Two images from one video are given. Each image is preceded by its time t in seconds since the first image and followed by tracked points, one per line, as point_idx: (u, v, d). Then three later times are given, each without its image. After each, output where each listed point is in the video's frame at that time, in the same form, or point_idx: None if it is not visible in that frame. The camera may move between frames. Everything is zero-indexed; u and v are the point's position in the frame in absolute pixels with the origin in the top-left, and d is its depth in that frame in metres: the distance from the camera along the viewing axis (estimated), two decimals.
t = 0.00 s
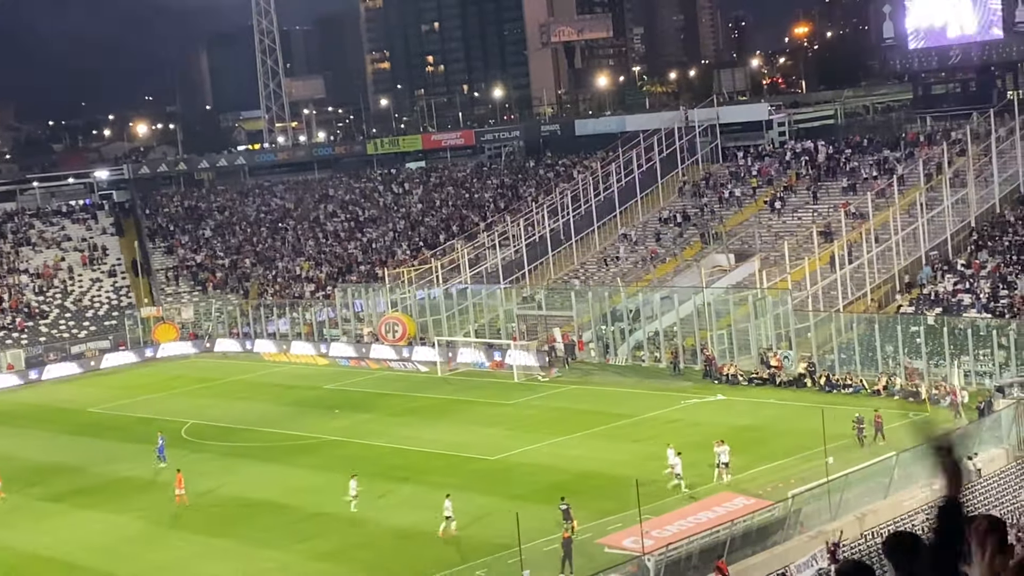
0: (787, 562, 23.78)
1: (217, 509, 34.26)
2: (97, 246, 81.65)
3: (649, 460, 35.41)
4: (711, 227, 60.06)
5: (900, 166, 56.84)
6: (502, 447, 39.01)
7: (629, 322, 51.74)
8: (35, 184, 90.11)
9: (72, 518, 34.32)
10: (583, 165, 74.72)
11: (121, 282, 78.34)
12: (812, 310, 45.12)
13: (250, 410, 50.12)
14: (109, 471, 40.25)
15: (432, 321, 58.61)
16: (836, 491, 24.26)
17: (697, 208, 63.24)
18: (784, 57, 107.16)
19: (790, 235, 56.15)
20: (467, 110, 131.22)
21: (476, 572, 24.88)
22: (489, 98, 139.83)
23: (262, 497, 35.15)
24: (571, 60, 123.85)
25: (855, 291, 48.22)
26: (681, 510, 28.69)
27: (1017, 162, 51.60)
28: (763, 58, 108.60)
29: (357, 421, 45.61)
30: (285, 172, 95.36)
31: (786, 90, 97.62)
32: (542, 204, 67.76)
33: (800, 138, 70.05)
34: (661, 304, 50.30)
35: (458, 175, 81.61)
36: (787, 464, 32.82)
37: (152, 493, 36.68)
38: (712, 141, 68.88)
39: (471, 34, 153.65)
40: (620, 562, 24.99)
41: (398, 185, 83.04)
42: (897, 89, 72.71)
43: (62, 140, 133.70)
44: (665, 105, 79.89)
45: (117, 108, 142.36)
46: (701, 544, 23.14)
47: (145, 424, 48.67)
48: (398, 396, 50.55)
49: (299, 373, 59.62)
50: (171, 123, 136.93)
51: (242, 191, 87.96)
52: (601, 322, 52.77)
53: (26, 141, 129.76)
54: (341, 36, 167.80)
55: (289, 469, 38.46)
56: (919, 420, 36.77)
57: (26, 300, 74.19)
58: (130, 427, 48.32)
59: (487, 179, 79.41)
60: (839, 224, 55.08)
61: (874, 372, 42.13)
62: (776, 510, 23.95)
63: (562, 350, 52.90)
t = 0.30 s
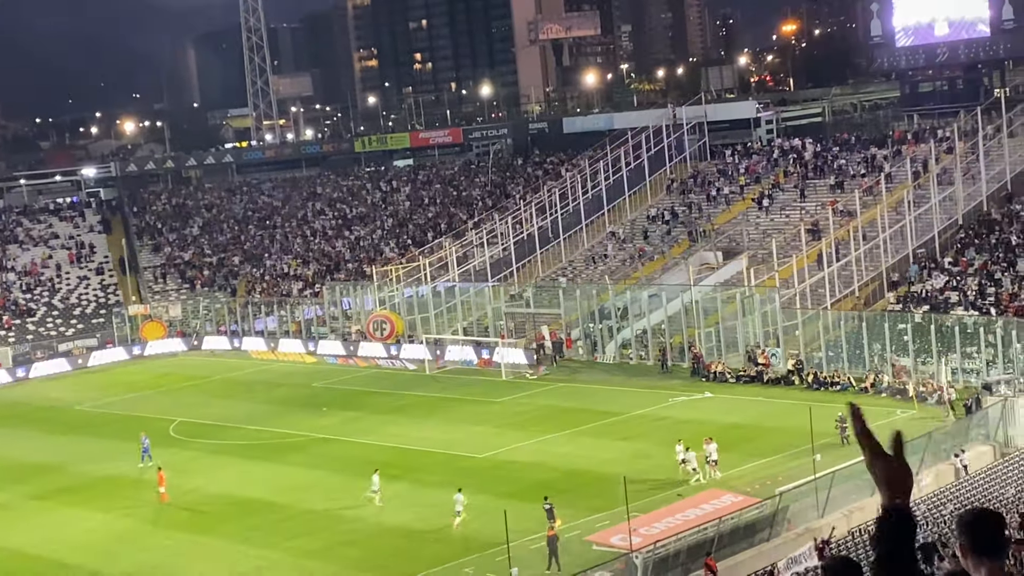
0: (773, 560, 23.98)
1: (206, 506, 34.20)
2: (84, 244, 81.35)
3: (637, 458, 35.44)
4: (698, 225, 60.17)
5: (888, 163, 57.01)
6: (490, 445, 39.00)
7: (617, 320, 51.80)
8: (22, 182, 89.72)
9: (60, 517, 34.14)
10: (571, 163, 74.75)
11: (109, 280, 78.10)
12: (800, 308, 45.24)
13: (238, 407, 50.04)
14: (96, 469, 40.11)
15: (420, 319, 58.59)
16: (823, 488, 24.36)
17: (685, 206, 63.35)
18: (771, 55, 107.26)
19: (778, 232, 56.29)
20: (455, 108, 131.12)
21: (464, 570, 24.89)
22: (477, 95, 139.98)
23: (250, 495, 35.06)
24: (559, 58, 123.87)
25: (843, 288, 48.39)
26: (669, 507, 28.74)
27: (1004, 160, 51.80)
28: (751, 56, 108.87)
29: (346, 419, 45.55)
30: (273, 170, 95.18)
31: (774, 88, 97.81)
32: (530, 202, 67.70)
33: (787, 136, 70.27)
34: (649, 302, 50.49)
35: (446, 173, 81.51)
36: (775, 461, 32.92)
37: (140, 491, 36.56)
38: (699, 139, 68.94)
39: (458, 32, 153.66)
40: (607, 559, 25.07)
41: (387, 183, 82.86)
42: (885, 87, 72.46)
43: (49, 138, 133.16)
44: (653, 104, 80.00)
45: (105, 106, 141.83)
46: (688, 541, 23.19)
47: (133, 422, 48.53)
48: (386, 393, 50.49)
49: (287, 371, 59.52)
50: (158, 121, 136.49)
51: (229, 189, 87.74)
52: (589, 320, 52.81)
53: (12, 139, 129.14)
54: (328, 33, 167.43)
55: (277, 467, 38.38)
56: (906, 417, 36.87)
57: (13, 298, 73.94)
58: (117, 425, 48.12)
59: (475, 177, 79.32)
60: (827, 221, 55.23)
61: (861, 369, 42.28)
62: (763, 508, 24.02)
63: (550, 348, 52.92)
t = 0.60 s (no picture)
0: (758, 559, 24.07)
1: (190, 507, 34.07)
2: (68, 244, 81.02)
3: (622, 458, 35.45)
4: (683, 225, 60.29)
5: (871, 164, 57.27)
6: (475, 445, 38.96)
7: (602, 320, 51.81)
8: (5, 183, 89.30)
9: (43, 518, 33.97)
10: (556, 164, 74.82)
11: (92, 280, 77.78)
12: (784, 308, 45.30)
13: (223, 408, 49.89)
14: (80, 470, 39.93)
15: (405, 320, 58.58)
16: (808, 488, 24.41)
17: (670, 206, 63.47)
18: (755, 56, 107.59)
19: (762, 232, 56.50)
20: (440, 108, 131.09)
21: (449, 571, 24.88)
22: (462, 96, 140.01)
23: (235, 496, 34.95)
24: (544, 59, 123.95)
25: (827, 289, 48.62)
26: (654, 508, 28.81)
27: (986, 161, 52.08)
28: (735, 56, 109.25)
29: (331, 419, 45.47)
30: (258, 171, 94.98)
31: (758, 88, 98.08)
32: (515, 203, 67.64)
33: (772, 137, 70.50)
34: (634, 302, 50.49)
35: (431, 173, 81.39)
36: (759, 461, 33.01)
37: (123, 492, 36.40)
38: (684, 140, 69.03)
39: (443, 34, 153.89)
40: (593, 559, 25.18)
41: (372, 183, 82.69)
42: (869, 88, 72.28)
43: (32, 138, 132.59)
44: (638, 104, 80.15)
45: (89, 106, 141.26)
46: (674, 542, 23.31)
47: (117, 423, 48.32)
48: (371, 394, 50.40)
49: (271, 371, 59.41)
50: (142, 121, 136.02)
51: (213, 189, 87.47)
52: (574, 320, 52.85)
53: None
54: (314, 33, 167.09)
55: (262, 468, 38.26)
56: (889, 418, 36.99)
57: None
58: (101, 426, 47.94)
59: (460, 177, 79.28)
60: (811, 222, 55.43)
61: (845, 369, 42.46)
62: (748, 507, 24.13)
63: (535, 349, 52.95)
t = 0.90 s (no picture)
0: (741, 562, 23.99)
1: (170, 510, 33.84)
2: (47, 246, 80.54)
3: (604, 461, 35.38)
4: (665, 228, 60.32)
5: (853, 167, 57.47)
6: (457, 448, 38.85)
7: (585, 322, 51.75)
8: None
9: (21, 522, 33.67)
10: (538, 166, 74.78)
11: (72, 282, 77.35)
12: (765, 310, 45.36)
13: (204, 411, 49.59)
14: (59, 474, 39.63)
15: (387, 322, 58.47)
16: (789, 490, 24.43)
17: (652, 208, 63.52)
18: (737, 59, 107.77)
19: (744, 235, 56.60)
20: (422, 110, 130.88)
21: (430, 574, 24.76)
22: (444, 98, 139.81)
23: (216, 499, 34.73)
24: (527, 61, 123.83)
25: (809, 291, 48.74)
26: (635, 511, 28.76)
27: (966, 163, 52.29)
28: (717, 59, 109.52)
29: (312, 422, 45.26)
30: (239, 172, 94.57)
31: (740, 91, 98.23)
32: (497, 205, 67.55)
33: (753, 139, 70.63)
34: (616, 305, 50.25)
35: (413, 175, 81.20)
36: (741, 463, 32.99)
37: (103, 496, 36.11)
38: (665, 142, 69.18)
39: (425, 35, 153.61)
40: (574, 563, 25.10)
41: (353, 186, 82.42)
42: (850, 91, 71.56)
43: (12, 140, 131.71)
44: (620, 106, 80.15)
45: (68, 108, 140.36)
46: (656, 544, 23.26)
47: (96, 427, 47.97)
48: (352, 397, 50.22)
49: (253, 374, 59.15)
50: (122, 123, 135.28)
51: (195, 191, 87.06)
52: (557, 322, 52.76)
53: None
54: (295, 35, 166.53)
55: (243, 471, 38.08)
56: (871, 420, 37.05)
57: None
58: (79, 430, 47.58)
59: (442, 179, 79.10)
60: (792, 224, 55.57)
61: (827, 372, 42.52)
62: (730, 509, 24.12)
63: (518, 351, 52.87)
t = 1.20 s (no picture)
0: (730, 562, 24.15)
1: (158, 511, 33.74)
2: (36, 247, 80.26)
3: (593, 462, 35.35)
4: (655, 229, 60.35)
5: (842, 168, 57.58)
6: (447, 449, 38.82)
7: (575, 323, 51.72)
8: None
9: (9, 523, 33.51)
10: (528, 167, 74.77)
11: (62, 283, 77.22)
12: (755, 311, 45.42)
13: (193, 412, 49.47)
14: (48, 474, 39.50)
15: (377, 323, 58.42)
16: (779, 491, 24.50)
17: (642, 209, 63.59)
18: (727, 61, 107.84)
19: (734, 236, 56.65)
20: (412, 111, 130.82)
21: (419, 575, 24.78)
22: (434, 98, 139.75)
23: (204, 500, 34.64)
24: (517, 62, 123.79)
25: (799, 291, 48.81)
26: (625, 512, 28.78)
27: (955, 165, 52.46)
28: (708, 61, 109.63)
29: (302, 423, 45.17)
30: (228, 173, 94.36)
31: (730, 92, 98.31)
32: (487, 206, 67.48)
33: (743, 140, 70.71)
34: (606, 306, 50.25)
35: (403, 176, 81.12)
36: (731, 464, 33.01)
37: (91, 497, 35.99)
38: (655, 143, 69.21)
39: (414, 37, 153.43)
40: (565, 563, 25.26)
41: (343, 187, 82.32)
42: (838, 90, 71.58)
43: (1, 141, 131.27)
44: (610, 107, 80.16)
45: (58, 109, 139.91)
46: (646, 545, 23.38)
47: (86, 428, 47.82)
48: (342, 398, 50.14)
49: (243, 375, 59.02)
50: (112, 124, 134.87)
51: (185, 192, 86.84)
52: (547, 324, 52.74)
53: None
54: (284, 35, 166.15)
55: (232, 472, 38.01)
56: (860, 421, 37.10)
57: None
58: (69, 431, 47.43)
59: (432, 180, 79.00)
60: (782, 225, 55.67)
61: (817, 373, 42.55)
62: (720, 510, 24.25)
63: (507, 352, 52.79)
